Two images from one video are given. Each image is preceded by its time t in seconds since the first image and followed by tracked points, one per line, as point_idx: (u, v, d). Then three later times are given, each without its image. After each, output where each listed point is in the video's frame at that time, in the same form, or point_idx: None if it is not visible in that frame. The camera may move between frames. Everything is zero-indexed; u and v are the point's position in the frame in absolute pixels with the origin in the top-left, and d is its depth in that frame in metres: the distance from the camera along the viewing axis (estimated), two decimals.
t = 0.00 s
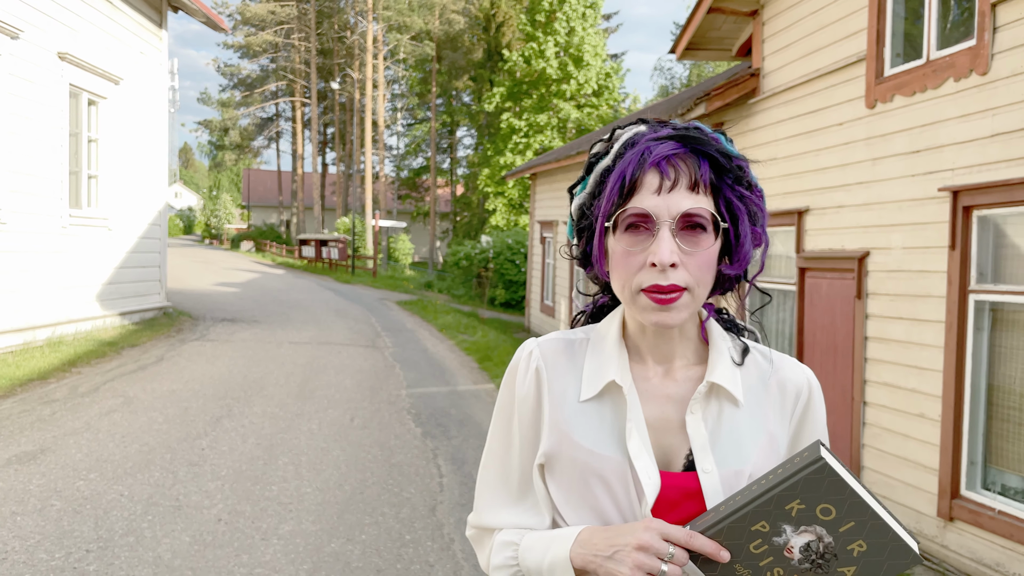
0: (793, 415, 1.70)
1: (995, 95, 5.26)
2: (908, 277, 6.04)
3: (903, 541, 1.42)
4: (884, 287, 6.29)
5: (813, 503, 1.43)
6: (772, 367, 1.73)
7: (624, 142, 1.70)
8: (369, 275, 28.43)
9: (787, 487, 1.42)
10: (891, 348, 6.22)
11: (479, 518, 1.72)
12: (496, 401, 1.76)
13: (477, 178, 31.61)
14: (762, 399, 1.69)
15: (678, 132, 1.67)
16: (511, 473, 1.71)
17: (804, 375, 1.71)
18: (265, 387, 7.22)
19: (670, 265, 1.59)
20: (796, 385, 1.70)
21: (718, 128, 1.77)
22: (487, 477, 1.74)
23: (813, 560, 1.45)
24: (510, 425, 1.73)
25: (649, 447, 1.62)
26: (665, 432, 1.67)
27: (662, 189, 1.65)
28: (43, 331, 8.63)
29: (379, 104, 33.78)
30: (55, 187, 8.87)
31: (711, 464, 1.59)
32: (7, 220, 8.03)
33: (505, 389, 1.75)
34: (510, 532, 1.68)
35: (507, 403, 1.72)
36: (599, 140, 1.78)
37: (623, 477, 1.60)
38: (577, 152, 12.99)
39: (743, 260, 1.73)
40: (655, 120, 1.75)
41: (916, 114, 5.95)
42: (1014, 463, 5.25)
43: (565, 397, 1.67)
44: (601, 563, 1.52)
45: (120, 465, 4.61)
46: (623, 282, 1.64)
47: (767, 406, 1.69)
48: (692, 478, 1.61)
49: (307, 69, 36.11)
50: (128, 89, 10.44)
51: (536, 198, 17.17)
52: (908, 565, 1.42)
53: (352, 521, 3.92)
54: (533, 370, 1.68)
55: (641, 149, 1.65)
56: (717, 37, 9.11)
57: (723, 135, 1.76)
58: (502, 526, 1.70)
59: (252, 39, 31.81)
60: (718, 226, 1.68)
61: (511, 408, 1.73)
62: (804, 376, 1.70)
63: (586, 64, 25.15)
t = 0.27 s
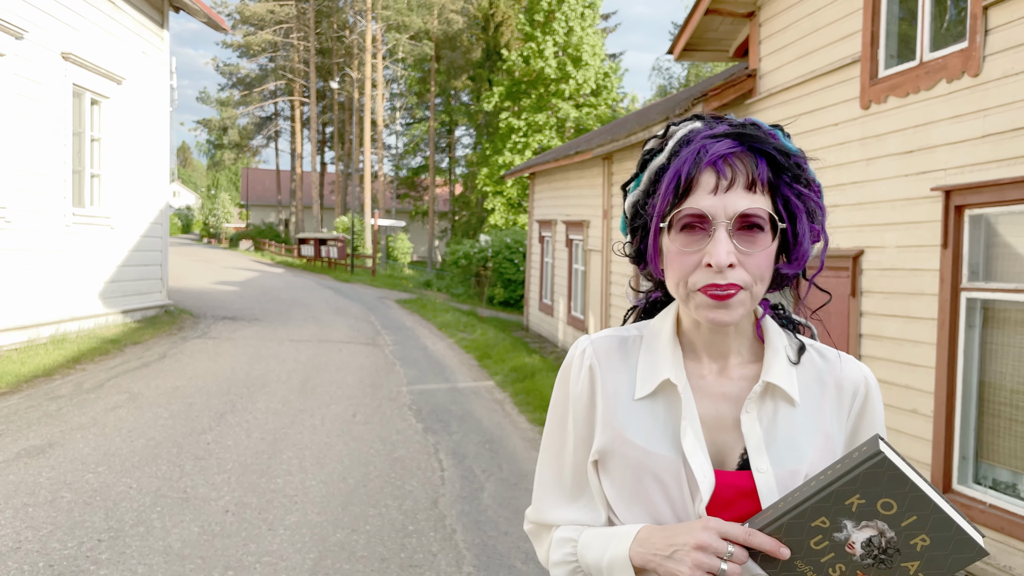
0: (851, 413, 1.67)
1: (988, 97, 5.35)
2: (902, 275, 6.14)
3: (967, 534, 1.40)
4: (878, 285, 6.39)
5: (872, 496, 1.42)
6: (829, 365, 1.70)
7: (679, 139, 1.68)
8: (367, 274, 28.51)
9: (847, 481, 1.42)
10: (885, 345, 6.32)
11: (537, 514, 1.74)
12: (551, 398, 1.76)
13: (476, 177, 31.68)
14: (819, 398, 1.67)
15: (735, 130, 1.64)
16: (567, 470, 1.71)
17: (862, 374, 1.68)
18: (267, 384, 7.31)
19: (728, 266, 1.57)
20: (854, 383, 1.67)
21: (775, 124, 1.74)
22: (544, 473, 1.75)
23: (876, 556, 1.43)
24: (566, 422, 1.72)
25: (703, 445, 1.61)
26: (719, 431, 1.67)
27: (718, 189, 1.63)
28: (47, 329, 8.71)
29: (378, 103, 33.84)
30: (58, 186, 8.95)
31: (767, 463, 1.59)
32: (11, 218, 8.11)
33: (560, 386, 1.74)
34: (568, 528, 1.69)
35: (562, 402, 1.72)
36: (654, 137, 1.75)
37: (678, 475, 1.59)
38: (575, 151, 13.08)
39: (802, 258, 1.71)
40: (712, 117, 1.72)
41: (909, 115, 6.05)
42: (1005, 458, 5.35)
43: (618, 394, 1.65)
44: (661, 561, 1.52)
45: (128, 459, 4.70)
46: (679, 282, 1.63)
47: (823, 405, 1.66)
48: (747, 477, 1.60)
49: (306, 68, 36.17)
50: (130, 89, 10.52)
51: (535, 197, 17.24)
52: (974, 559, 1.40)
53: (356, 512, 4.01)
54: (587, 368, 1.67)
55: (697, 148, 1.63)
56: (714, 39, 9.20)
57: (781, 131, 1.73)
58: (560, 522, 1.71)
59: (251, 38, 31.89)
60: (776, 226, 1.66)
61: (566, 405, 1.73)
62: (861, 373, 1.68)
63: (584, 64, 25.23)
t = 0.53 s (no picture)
0: (856, 420, 1.66)
1: (977, 100, 5.47)
2: (894, 275, 6.24)
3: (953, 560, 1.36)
4: (871, 284, 6.50)
5: (861, 513, 1.39)
6: (839, 371, 1.69)
7: (688, 148, 1.68)
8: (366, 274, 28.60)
9: (837, 497, 1.39)
10: (877, 343, 6.42)
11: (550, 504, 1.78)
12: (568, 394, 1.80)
13: (475, 178, 31.78)
14: (826, 403, 1.66)
15: (742, 139, 1.64)
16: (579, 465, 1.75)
17: (871, 382, 1.66)
18: (269, 382, 7.41)
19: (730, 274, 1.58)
20: (862, 389, 1.65)
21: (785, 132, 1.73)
22: (559, 466, 1.78)
23: (862, 571, 1.41)
24: (580, 418, 1.75)
25: (708, 445, 1.62)
26: (726, 433, 1.67)
27: (723, 198, 1.64)
28: (50, 328, 8.79)
29: (376, 104, 33.92)
30: (61, 187, 9.03)
31: (768, 466, 1.59)
32: (14, 218, 8.19)
33: (576, 383, 1.77)
34: (578, 519, 1.73)
35: (578, 398, 1.75)
36: (665, 144, 1.76)
37: (682, 476, 1.60)
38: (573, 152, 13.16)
39: (807, 266, 1.70)
40: (722, 125, 1.72)
41: (901, 117, 6.16)
42: (993, 454, 5.47)
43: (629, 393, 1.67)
44: (657, 553, 1.53)
45: (134, 455, 4.79)
46: (685, 289, 1.65)
47: (830, 411, 1.65)
48: (749, 478, 1.61)
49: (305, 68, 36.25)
50: (132, 90, 10.61)
51: (534, 197, 17.32)
52: None
53: (358, 506, 4.10)
54: (600, 367, 1.70)
55: (703, 157, 1.64)
56: (711, 41, 9.30)
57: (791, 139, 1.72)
58: (570, 513, 1.75)
59: (250, 39, 31.99)
60: (781, 235, 1.66)
61: (581, 401, 1.76)
62: (871, 379, 1.66)
63: (582, 65, 25.33)
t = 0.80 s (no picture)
0: (833, 426, 1.76)
1: (967, 103, 5.56)
2: (885, 275, 6.35)
3: (922, 558, 1.43)
4: (863, 285, 6.61)
5: (830, 516, 1.46)
6: (814, 378, 1.78)
7: (669, 161, 1.77)
8: (364, 274, 28.65)
9: (806, 500, 1.46)
10: (868, 342, 6.54)
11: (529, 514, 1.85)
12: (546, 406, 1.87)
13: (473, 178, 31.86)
14: (802, 411, 1.75)
15: (721, 155, 1.73)
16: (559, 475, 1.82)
17: (847, 386, 1.76)
18: (269, 380, 7.50)
19: (706, 286, 1.66)
20: (837, 396, 1.75)
21: (765, 148, 1.81)
22: (539, 477, 1.85)
23: (834, 571, 1.47)
24: (559, 429, 1.82)
25: (687, 454, 1.70)
26: (704, 441, 1.76)
27: (701, 211, 1.72)
28: (52, 327, 8.88)
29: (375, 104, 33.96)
30: (63, 187, 9.12)
31: (746, 474, 1.67)
32: (17, 219, 8.27)
33: (554, 394, 1.85)
34: (556, 530, 1.80)
35: (556, 409, 1.82)
36: (648, 156, 1.85)
37: (661, 483, 1.69)
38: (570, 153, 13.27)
39: (783, 281, 1.80)
40: (703, 139, 1.80)
41: (892, 120, 6.27)
42: (982, 450, 5.57)
43: (608, 405, 1.75)
44: (632, 564, 1.61)
45: (138, 451, 4.89)
46: (663, 299, 1.72)
47: (806, 417, 1.74)
48: (727, 486, 1.70)
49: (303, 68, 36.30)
50: (132, 91, 10.69)
51: (531, 197, 17.40)
52: None
53: (359, 501, 4.20)
54: (579, 380, 1.77)
55: (683, 171, 1.72)
56: (706, 44, 9.41)
57: (770, 155, 1.80)
58: (549, 523, 1.82)
59: (248, 39, 32.04)
60: (758, 249, 1.74)
61: (559, 413, 1.83)
62: (846, 386, 1.76)
63: (580, 65, 25.39)
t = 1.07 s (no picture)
0: (787, 403, 1.75)
1: (954, 106, 5.68)
2: (874, 274, 6.47)
3: (893, 527, 1.44)
4: (853, 284, 6.73)
5: (800, 488, 1.46)
6: (763, 356, 1.80)
7: (615, 143, 1.75)
8: (362, 274, 28.72)
9: (774, 472, 1.46)
10: (859, 341, 6.66)
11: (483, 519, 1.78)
12: (494, 405, 1.80)
13: (470, 178, 31.97)
14: (755, 388, 1.75)
15: (668, 135, 1.72)
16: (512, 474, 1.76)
17: (797, 362, 1.77)
18: (269, 379, 7.60)
19: (659, 266, 1.64)
20: (789, 372, 1.76)
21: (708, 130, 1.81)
22: (491, 478, 1.79)
23: (802, 545, 1.49)
24: (510, 424, 1.77)
25: (642, 437, 1.67)
26: (657, 424, 1.73)
27: (652, 191, 1.70)
28: (53, 327, 8.96)
29: (372, 104, 34.03)
30: (64, 188, 9.21)
31: (704, 452, 1.65)
32: (19, 219, 8.36)
33: (503, 389, 1.79)
34: (511, 531, 1.73)
35: (505, 406, 1.76)
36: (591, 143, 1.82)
37: (618, 467, 1.65)
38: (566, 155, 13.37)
39: (732, 262, 1.80)
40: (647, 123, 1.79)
41: (882, 122, 6.38)
42: (969, 447, 5.68)
43: (559, 394, 1.71)
44: (594, 549, 1.55)
45: (142, 447, 4.98)
46: (615, 282, 1.69)
47: (759, 395, 1.74)
48: (685, 466, 1.67)
49: (300, 69, 36.36)
50: (132, 93, 10.79)
51: (528, 197, 17.51)
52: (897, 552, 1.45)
53: (359, 495, 4.30)
54: (529, 371, 1.72)
55: (632, 151, 1.70)
56: (700, 46, 9.53)
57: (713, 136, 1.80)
58: (504, 525, 1.75)
59: (246, 40, 32.11)
60: (706, 228, 1.73)
61: (509, 409, 1.77)
62: (795, 361, 1.77)
63: (576, 66, 25.48)
